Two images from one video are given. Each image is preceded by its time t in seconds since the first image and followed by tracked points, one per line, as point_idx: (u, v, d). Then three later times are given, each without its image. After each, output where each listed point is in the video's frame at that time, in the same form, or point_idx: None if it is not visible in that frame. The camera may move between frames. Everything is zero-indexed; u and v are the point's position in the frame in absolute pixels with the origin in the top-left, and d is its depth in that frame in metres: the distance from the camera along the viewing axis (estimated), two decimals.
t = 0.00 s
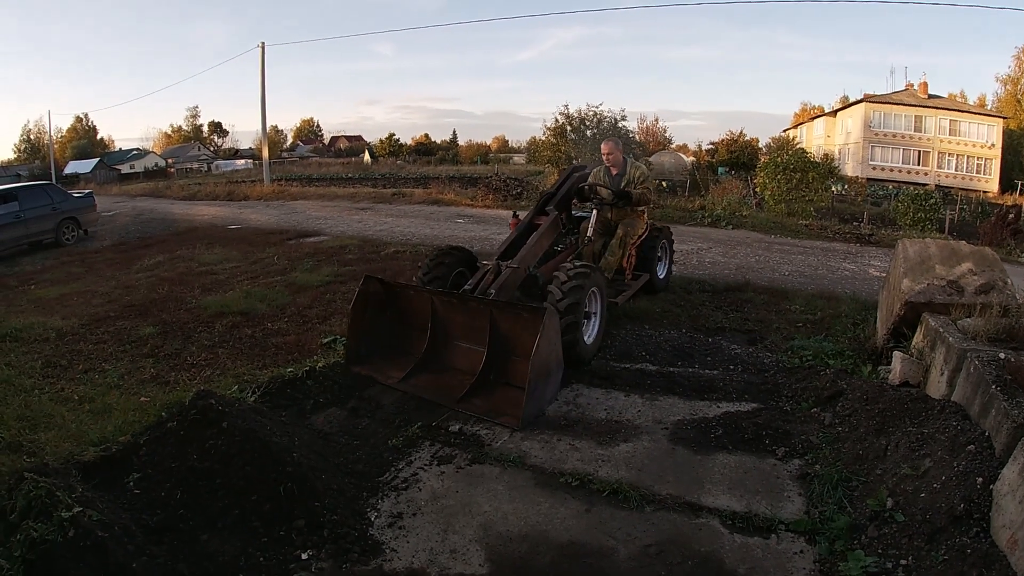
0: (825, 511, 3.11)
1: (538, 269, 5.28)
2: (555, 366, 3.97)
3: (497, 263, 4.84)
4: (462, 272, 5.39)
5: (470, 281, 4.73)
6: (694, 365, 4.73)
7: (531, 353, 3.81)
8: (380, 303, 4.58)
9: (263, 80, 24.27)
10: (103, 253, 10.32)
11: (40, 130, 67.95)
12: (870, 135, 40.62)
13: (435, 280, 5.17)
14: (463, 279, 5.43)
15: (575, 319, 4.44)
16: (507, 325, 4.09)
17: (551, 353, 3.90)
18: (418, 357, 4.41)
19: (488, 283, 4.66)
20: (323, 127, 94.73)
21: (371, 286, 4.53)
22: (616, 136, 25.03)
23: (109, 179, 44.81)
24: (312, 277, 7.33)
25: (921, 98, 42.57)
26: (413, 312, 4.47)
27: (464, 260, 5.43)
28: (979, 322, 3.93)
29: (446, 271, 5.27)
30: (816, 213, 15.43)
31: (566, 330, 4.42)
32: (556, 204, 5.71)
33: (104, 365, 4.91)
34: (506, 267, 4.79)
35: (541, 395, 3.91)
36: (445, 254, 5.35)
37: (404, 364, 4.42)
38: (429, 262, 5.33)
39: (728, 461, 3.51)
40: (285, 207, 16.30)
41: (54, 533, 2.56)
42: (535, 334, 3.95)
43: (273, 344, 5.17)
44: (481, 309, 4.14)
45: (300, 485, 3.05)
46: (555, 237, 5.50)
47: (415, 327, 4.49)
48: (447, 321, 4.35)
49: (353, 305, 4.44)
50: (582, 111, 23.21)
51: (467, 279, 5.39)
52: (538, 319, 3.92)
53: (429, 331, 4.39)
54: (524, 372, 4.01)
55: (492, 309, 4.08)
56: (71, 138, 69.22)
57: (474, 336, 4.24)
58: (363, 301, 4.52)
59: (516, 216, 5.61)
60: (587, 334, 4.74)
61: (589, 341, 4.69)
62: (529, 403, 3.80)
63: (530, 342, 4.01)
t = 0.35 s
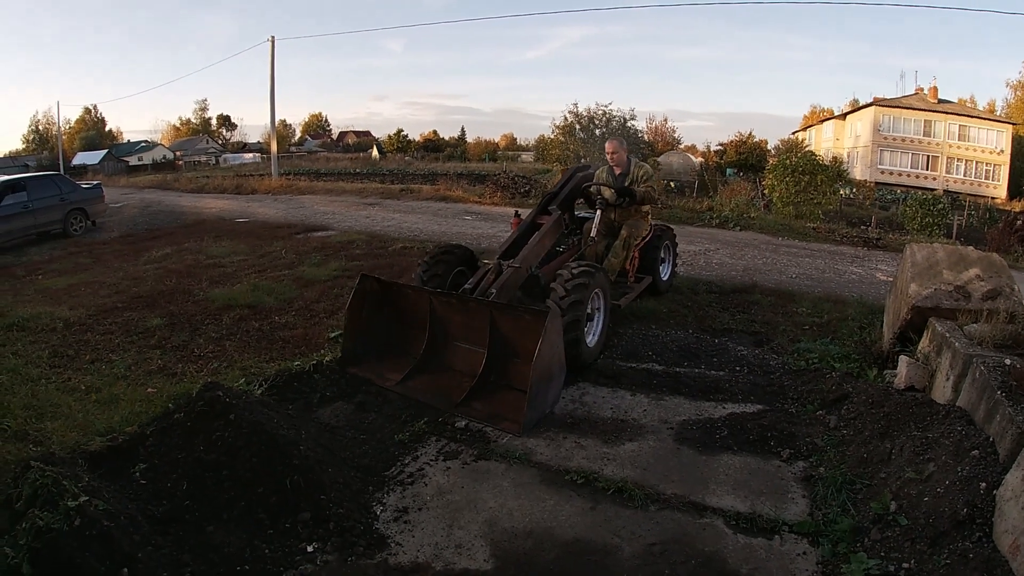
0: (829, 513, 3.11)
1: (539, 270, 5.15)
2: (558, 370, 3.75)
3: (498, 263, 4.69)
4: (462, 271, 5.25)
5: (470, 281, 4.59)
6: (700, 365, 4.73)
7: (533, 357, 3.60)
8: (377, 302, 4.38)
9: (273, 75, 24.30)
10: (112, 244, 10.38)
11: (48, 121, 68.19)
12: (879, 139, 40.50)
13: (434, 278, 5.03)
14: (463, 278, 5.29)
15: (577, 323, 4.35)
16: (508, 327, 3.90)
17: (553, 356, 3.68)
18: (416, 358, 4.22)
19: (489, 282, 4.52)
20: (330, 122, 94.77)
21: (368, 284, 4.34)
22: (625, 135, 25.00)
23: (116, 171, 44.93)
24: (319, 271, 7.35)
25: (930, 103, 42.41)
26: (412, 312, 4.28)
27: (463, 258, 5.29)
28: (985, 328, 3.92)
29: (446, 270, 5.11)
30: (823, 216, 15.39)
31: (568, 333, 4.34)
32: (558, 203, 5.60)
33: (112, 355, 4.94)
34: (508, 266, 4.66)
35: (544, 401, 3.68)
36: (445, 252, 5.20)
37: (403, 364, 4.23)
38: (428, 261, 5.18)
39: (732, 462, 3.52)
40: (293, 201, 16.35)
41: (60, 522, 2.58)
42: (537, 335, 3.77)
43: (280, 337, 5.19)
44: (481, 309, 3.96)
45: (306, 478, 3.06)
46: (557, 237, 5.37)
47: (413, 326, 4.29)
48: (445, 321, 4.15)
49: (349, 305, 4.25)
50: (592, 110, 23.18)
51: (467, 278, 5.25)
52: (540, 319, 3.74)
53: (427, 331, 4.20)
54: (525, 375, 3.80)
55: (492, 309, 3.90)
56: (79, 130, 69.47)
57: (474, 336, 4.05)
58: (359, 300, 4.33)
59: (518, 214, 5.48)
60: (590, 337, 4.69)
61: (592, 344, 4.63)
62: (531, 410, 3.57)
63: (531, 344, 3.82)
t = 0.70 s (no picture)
0: (833, 519, 3.10)
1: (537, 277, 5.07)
2: (554, 380, 3.86)
3: (496, 270, 4.63)
4: (459, 277, 5.21)
5: (467, 288, 4.53)
6: (704, 370, 4.72)
7: (531, 367, 3.69)
8: (371, 309, 4.46)
9: (280, 77, 24.37)
10: (118, 245, 10.40)
11: (55, 122, 68.49)
12: (885, 143, 40.37)
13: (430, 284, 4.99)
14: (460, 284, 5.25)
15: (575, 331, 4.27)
16: (504, 336, 3.94)
17: (550, 367, 3.78)
18: (410, 364, 4.28)
19: (486, 289, 4.47)
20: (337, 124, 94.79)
21: (362, 291, 4.44)
22: (631, 139, 24.98)
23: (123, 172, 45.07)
24: (324, 274, 7.37)
25: (937, 107, 42.28)
26: (406, 319, 4.35)
27: (461, 264, 5.24)
28: (991, 333, 3.90)
29: (442, 275, 5.07)
30: (830, 221, 15.34)
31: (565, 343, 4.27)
32: (557, 208, 5.55)
33: (117, 356, 4.96)
34: (505, 272, 4.59)
35: (540, 412, 3.78)
36: (442, 258, 5.17)
37: (397, 372, 4.29)
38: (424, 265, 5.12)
39: (737, 467, 3.51)
40: (299, 203, 16.37)
41: (64, 521, 2.59)
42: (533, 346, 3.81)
43: (285, 339, 5.20)
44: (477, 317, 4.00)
45: (310, 480, 3.07)
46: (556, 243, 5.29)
47: (407, 333, 4.36)
48: (441, 329, 4.21)
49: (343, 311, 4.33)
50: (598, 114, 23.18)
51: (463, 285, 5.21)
52: (535, 330, 3.78)
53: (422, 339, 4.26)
54: (520, 386, 3.86)
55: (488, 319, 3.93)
56: (87, 131, 69.73)
57: (469, 345, 4.09)
58: (353, 307, 4.43)
59: (517, 219, 5.42)
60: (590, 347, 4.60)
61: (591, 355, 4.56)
62: (528, 420, 3.68)
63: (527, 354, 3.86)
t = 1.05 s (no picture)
0: (838, 522, 3.09)
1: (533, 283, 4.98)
2: (550, 391, 3.77)
3: (491, 276, 4.58)
4: (453, 282, 5.17)
5: (461, 295, 4.49)
6: (710, 373, 4.72)
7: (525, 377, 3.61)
8: (363, 315, 4.31)
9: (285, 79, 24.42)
10: (124, 246, 10.44)
11: (64, 122, 68.68)
12: (891, 146, 40.29)
13: (424, 291, 4.96)
14: (456, 290, 5.22)
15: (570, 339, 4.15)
16: (498, 344, 3.85)
17: (546, 377, 3.70)
18: (402, 373, 4.15)
19: (479, 296, 4.42)
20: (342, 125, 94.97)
21: (354, 296, 4.26)
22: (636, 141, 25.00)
23: (128, 173, 45.25)
24: (330, 275, 7.38)
25: (942, 109, 42.20)
26: (399, 327, 4.21)
27: (456, 270, 5.21)
28: (997, 336, 3.89)
29: (436, 281, 5.04)
30: (835, 223, 15.33)
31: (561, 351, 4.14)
32: (554, 212, 5.45)
33: (122, 356, 4.98)
34: (499, 279, 4.55)
35: (535, 423, 3.69)
36: (436, 263, 5.13)
37: (389, 381, 4.17)
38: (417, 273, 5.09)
39: (742, 469, 3.51)
40: (305, 205, 16.42)
41: (68, 521, 2.61)
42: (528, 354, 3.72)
43: (290, 341, 5.21)
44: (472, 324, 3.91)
45: (314, 481, 3.08)
46: (553, 249, 5.20)
47: (400, 342, 4.22)
48: (435, 337, 4.08)
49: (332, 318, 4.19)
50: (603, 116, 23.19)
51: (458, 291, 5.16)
52: (530, 337, 3.70)
53: (415, 348, 4.13)
54: (515, 397, 3.76)
55: (482, 325, 3.84)
56: (93, 132, 70.04)
57: (463, 354, 3.98)
58: (345, 313, 4.27)
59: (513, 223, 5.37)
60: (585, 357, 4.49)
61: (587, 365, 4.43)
62: (522, 431, 3.59)
63: (523, 363, 3.76)
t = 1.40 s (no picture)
0: (850, 520, 3.08)
1: (537, 282, 4.91)
2: (551, 395, 3.63)
3: (492, 275, 4.52)
4: (456, 281, 5.14)
5: (462, 295, 4.43)
6: (721, 369, 4.70)
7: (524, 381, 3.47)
8: (363, 315, 4.30)
9: (296, 76, 24.46)
10: (137, 242, 10.50)
11: (76, 120, 69.15)
12: (903, 142, 40.00)
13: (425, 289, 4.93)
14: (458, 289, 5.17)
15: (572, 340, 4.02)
16: (498, 346, 3.75)
17: (547, 381, 3.55)
18: (402, 371, 4.15)
19: (480, 296, 4.36)
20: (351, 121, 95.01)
21: (352, 296, 4.25)
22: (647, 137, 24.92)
23: (140, 170, 45.53)
24: (341, 271, 7.40)
25: (954, 105, 41.86)
26: (399, 326, 4.19)
27: (459, 269, 5.17)
28: (1010, 333, 3.85)
29: (437, 280, 5.01)
30: (847, 219, 15.24)
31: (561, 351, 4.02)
32: (558, 209, 5.39)
33: (135, 352, 5.02)
34: (501, 278, 4.48)
35: (535, 429, 3.56)
36: (438, 261, 5.10)
37: (389, 378, 4.17)
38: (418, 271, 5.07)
39: (754, 466, 3.50)
40: (316, 201, 16.47)
41: (81, 516, 2.64)
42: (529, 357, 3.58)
43: (302, 336, 5.22)
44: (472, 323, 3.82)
45: (326, 476, 3.10)
46: (557, 246, 5.13)
47: (399, 340, 4.22)
48: (435, 337, 4.05)
49: (331, 316, 4.20)
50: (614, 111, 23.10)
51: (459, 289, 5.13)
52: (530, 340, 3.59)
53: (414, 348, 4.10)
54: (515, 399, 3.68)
55: (482, 324, 3.75)
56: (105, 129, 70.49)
57: (463, 355, 3.94)
58: (343, 312, 4.25)
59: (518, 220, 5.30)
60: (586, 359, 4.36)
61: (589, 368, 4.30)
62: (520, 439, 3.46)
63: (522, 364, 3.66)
